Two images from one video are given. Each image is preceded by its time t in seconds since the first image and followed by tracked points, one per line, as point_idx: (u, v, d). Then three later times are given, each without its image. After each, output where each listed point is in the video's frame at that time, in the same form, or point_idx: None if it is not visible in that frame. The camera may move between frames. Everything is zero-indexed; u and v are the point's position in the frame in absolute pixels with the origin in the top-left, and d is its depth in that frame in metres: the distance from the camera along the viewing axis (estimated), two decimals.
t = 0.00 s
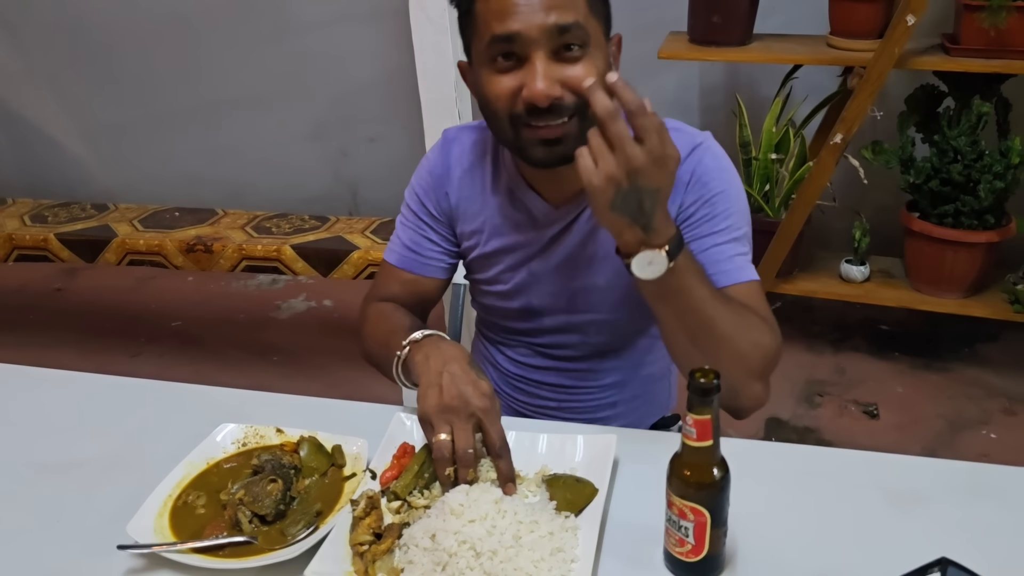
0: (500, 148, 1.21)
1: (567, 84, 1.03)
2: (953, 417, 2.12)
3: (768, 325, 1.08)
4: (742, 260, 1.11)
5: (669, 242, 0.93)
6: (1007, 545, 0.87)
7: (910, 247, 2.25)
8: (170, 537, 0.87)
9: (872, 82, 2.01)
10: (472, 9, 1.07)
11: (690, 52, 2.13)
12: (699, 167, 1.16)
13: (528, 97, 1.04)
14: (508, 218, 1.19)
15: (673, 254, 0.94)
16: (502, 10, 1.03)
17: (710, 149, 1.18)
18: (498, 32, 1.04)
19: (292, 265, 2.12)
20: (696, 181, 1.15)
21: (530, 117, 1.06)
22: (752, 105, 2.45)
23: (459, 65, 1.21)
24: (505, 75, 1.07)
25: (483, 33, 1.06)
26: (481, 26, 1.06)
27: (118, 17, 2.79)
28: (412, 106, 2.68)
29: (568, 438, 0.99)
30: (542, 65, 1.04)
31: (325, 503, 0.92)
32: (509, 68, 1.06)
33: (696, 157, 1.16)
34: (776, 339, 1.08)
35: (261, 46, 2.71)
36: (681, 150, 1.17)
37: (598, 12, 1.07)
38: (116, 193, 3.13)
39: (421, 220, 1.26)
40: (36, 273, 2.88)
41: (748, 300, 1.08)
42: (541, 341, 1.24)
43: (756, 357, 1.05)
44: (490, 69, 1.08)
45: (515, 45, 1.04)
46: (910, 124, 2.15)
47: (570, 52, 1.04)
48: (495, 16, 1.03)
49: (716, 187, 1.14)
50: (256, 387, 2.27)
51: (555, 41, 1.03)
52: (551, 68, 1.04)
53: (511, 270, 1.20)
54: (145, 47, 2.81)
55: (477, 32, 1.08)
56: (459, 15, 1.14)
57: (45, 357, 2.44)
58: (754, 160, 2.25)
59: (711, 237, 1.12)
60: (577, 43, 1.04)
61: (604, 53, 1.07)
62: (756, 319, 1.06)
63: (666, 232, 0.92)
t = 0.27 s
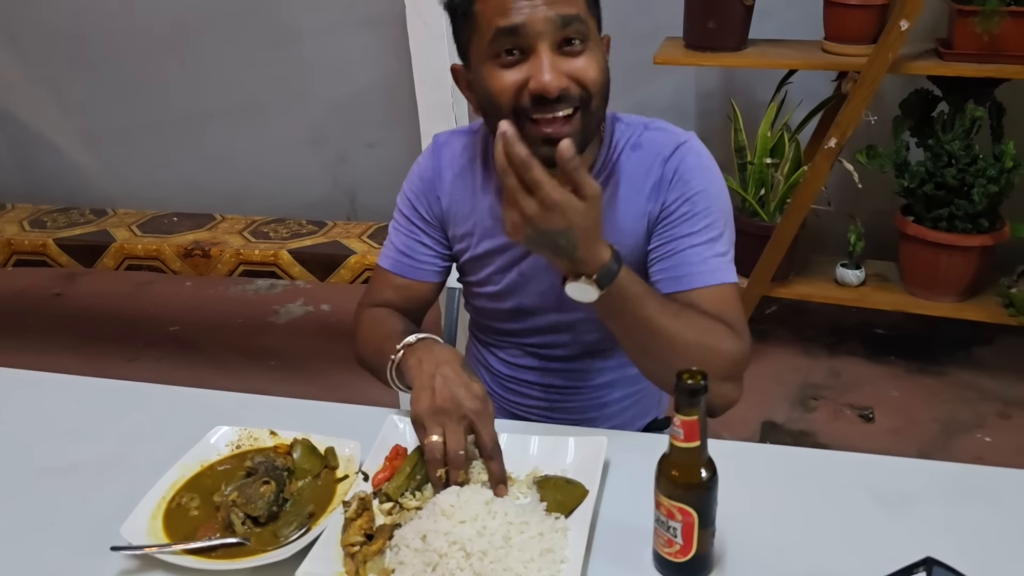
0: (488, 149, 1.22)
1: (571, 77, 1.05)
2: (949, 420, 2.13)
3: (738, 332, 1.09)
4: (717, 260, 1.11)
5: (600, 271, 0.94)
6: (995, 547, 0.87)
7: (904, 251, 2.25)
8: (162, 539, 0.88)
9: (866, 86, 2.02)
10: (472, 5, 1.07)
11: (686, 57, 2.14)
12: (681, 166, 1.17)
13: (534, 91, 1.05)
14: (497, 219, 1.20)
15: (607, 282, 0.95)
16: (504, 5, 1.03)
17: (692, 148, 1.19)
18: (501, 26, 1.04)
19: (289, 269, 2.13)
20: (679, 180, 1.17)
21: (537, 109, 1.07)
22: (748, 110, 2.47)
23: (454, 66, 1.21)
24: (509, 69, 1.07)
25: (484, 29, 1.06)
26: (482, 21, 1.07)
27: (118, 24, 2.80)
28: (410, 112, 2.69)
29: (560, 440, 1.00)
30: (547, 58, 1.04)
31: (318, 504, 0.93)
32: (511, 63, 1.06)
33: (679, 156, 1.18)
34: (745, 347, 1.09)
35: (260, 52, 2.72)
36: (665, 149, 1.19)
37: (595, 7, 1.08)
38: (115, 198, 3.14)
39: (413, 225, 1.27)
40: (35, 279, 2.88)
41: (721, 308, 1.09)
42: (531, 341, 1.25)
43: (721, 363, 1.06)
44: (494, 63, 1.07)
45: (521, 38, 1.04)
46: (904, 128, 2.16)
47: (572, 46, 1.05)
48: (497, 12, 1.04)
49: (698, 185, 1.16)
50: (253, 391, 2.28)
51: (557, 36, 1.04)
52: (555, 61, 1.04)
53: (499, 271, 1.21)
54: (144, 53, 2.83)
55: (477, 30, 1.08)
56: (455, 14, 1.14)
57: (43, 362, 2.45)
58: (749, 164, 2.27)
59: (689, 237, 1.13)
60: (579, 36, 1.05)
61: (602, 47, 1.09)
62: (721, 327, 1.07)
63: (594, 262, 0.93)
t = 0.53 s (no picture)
0: (481, 154, 1.23)
1: (555, 84, 1.06)
2: (943, 422, 2.14)
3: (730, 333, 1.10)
4: (709, 265, 1.12)
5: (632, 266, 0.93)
6: (979, 547, 0.88)
7: (898, 254, 2.26)
8: (154, 541, 0.88)
9: (858, 90, 2.03)
10: (460, 13, 1.09)
11: (679, 61, 2.15)
12: (675, 171, 1.17)
13: (517, 97, 1.06)
14: (490, 221, 1.20)
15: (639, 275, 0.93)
16: (489, 12, 1.05)
17: (685, 153, 1.19)
18: (486, 33, 1.05)
19: (285, 274, 2.14)
20: (672, 185, 1.17)
21: (519, 116, 1.07)
22: (742, 114, 2.48)
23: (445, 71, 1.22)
24: (495, 75, 1.08)
25: (470, 35, 1.08)
26: (468, 28, 1.08)
27: (116, 29, 2.82)
28: (406, 116, 2.70)
29: (549, 443, 1.00)
30: (531, 65, 1.05)
31: (308, 506, 0.93)
32: (496, 69, 1.07)
33: (672, 161, 1.18)
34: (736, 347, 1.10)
35: (258, 57, 2.73)
36: (658, 154, 1.19)
37: (582, 16, 1.09)
38: (113, 203, 3.15)
39: (406, 227, 1.27)
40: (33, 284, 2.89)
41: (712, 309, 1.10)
42: (524, 343, 1.25)
43: (715, 361, 1.07)
44: (480, 70, 1.09)
45: (506, 45, 1.05)
46: (898, 131, 2.17)
47: (557, 54, 1.06)
48: (482, 19, 1.05)
49: (690, 191, 1.16)
50: (250, 395, 2.29)
51: (542, 43, 1.05)
52: (539, 67, 1.05)
53: (493, 273, 1.22)
54: (142, 58, 2.84)
55: (464, 38, 1.10)
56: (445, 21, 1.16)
57: (41, 366, 2.46)
58: (743, 168, 2.28)
59: (681, 243, 1.14)
60: (564, 44, 1.06)
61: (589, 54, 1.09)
62: (716, 325, 1.08)
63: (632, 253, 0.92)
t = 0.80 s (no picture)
0: (473, 157, 1.23)
1: (545, 81, 1.07)
2: (938, 423, 2.15)
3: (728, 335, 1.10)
4: (705, 267, 1.13)
5: (599, 285, 0.94)
6: (964, 545, 0.89)
7: (892, 256, 2.27)
8: (144, 543, 0.89)
9: (850, 93, 2.04)
10: (451, 11, 1.10)
11: (673, 65, 2.16)
12: (666, 174, 1.16)
13: (509, 94, 1.06)
14: (483, 223, 1.21)
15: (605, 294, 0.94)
16: (480, 9, 1.06)
17: (676, 156, 1.18)
18: (477, 30, 1.06)
19: (282, 277, 2.15)
20: (663, 189, 1.16)
21: (512, 113, 1.08)
22: (737, 117, 2.49)
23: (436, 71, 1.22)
24: (486, 72, 1.08)
25: (461, 33, 1.09)
26: (459, 26, 1.09)
27: (114, 35, 2.83)
28: (402, 120, 2.71)
29: (538, 442, 1.01)
30: (522, 62, 1.06)
31: (298, 508, 0.94)
32: (487, 66, 1.08)
33: (663, 164, 1.17)
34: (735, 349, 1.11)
35: (255, 62, 2.75)
36: (649, 158, 1.18)
37: (573, 14, 1.11)
38: (111, 207, 3.16)
39: (399, 230, 1.28)
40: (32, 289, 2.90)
41: (710, 311, 1.11)
42: (518, 345, 1.26)
43: (707, 365, 1.08)
44: (470, 66, 1.09)
45: (496, 42, 1.06)
46: (890, 134, 2.19)
47: (546, 51, 1.07)
48: (473, 16, 1.06)
49: (681, 194, 1.15)
50: (248, 399, 2.30)
51: (532, 41, 1.06)
52: (530, 64, 1.06)
53: (487, 277, 1.22)
54: (139, 64, 2.86)
55: (455, 36, 1.10)
56: (437, 21, 1.16)
57: (39, 371, 2.47)
58: (737, 171, 2.29)
59: (675, 246, 1.14)
60: (553, 42, 1.07)
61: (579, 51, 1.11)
62: (709, 329, 1.09)
63: (593, 277, 0.93)
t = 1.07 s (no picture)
0: (471, 163, 1.23)
1: (537, 86, 1.07)
2: (937, 425, 2.15)
3: (744, 335, 1.17)
4: (719, 271, 1.16)
5: (595, 350, 1.05)
6: (960, 545, 0.89)
7: (889, 259, 2.28)
8: (142, 549, 0.90)
9: (846, 96, 2.05)
10: (445, 17, 1.10)
11: (669, 70, 2.17)
12: (669, 186, 1.16)
13: (501, 99, 1.06)
14: (479, 228, 1.21)
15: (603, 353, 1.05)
16: (473, 14, 1.06)
17: (677, 166, 1.18)
18: (470, 35, 1.07)
19: (280, 282, 2.15)
20: (665, 201, 1.16)
21: (503, 117, 1.08)
22: (733, 122, 2.50)
23: (431, 78, 1.22)
24: (479, 78, 1.09)
25: (454, 39, 1.09)
26: (453, 32, 1.09)
27: (113, 42, 2.84)
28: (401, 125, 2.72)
29: (536, 446, 1.01)
30: (514, 67, 1.06)
31: (296, 513, 0.95)
32: (480, 71, 1.08)
33: (664, 175, 1.17)
34: (753, 346, 1.17)
35: (252, 68, 2.76)
36: (649, 168, 1.17)
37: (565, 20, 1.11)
38: (109, 214, 3.17)
39: (395, 232, 1.28)
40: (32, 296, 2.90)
41: (729, 317, 1.16)
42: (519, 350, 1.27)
43: (720, 363, 1.15)
44: (464, 72, 1.10)
45: (489, 48, 1.06)
46: (886, 137, 2.20)
47: (538, 55, 1.07)
48: (466, 21, 1.07)
49: (686, 207, 1.15)
50: (247, 405, 2.30)
51: (525, 46, 1.06)
52: (522, 69, 1.07)
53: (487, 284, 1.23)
54: (137, 70, 2.87)
55: (449, 43, 1.11)
56: (431, 28, 1.16)
57: (39, 378, 2.47)
58: (734, 174, 2.29)
59: (686, 259, 1.16)
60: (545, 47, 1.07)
61: (571, 57, 1.11)
62: (722, 333, 1.16)
63: (585, 346, 1.04)
